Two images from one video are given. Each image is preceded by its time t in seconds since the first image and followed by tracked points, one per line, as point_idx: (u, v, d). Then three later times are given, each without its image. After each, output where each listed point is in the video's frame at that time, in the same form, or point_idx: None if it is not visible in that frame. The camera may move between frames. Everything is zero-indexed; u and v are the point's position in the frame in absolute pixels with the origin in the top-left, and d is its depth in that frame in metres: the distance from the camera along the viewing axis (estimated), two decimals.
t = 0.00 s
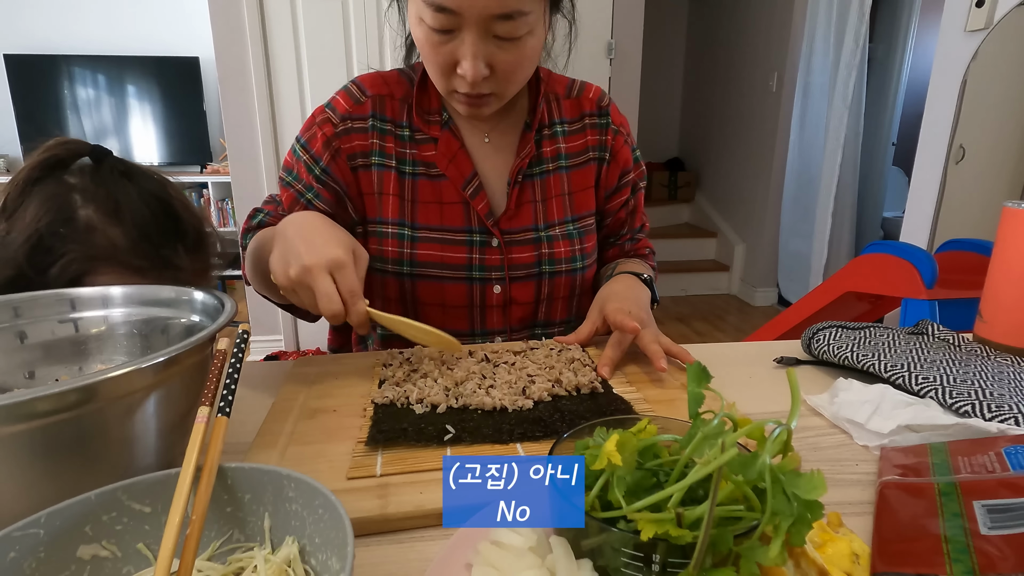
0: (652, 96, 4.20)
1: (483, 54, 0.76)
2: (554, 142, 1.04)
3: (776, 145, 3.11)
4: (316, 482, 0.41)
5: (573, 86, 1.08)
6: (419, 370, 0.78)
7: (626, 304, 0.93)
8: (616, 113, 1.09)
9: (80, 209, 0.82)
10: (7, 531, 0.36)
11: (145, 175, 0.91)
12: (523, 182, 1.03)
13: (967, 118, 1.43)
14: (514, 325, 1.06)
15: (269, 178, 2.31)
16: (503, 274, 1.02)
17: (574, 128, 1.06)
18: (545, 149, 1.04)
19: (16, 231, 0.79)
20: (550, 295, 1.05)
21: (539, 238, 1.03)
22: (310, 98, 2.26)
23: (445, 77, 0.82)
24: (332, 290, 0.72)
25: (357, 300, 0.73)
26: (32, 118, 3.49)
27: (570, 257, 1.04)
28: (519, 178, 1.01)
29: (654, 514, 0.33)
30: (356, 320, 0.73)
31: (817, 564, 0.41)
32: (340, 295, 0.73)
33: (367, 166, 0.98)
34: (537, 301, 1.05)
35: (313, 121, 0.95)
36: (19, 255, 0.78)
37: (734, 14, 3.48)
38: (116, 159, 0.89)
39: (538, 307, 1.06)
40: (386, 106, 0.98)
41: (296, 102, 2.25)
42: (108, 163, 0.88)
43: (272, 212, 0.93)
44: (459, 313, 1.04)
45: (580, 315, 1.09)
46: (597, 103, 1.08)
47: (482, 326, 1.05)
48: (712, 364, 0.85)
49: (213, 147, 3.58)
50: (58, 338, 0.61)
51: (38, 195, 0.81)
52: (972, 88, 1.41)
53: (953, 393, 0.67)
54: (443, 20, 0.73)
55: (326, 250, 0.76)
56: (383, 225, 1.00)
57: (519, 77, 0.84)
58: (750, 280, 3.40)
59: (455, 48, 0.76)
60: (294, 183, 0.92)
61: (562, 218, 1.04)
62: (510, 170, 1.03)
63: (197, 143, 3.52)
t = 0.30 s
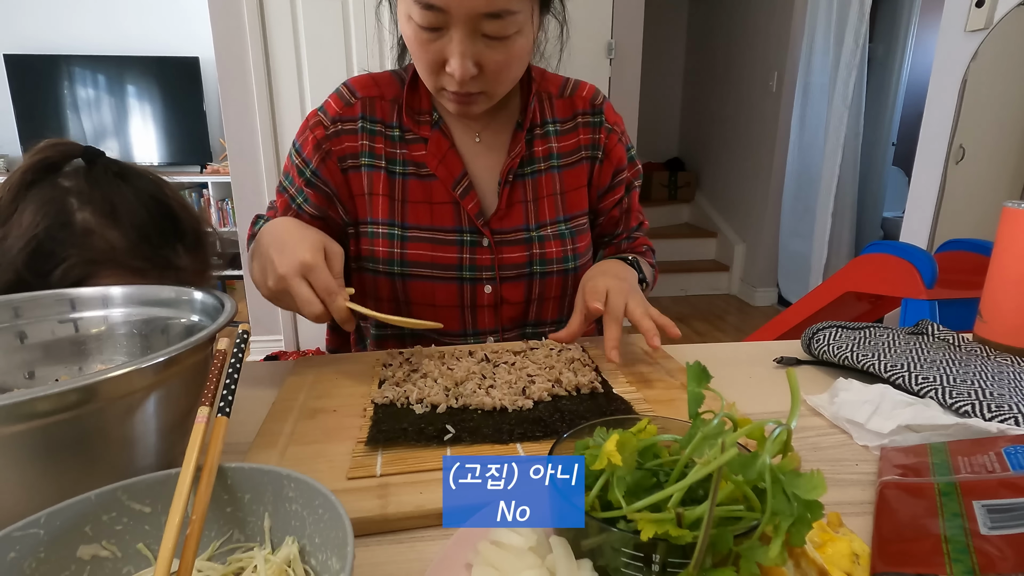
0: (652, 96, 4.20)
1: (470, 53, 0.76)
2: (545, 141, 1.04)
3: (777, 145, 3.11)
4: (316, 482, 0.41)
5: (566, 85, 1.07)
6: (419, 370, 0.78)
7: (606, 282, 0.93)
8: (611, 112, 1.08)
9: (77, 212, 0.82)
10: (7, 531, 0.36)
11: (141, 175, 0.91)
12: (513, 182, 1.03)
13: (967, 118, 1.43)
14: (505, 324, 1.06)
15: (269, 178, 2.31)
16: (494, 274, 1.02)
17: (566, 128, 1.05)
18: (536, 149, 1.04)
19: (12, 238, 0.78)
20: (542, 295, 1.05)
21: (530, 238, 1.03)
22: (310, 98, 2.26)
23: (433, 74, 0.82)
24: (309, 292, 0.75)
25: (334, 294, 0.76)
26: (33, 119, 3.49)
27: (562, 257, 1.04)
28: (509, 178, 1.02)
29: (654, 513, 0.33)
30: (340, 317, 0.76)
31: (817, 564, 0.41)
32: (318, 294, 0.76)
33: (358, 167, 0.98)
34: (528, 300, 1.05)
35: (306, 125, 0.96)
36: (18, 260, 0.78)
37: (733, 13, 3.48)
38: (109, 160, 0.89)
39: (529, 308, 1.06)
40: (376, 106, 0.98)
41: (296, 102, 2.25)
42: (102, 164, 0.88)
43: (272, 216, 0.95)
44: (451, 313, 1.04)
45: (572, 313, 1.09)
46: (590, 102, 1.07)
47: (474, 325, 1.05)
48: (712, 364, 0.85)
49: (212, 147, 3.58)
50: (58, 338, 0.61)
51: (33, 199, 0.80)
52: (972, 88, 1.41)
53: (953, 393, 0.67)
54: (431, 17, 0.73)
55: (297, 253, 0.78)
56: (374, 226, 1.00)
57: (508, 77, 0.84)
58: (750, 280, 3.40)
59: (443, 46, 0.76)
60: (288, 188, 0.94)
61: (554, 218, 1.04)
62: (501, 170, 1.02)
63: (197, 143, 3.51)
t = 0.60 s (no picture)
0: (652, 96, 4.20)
1: (475, 54, 0.76)
2: (544, 145, 1.03)
3: (777, 145, 3.10)
4: (316, 483, 0.41)
5: (566, 86, 1.07)
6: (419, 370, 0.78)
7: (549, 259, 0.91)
8: (610, 114, 1.07)
9: (72, 217, 0.82)
10: (7, 531, 0.36)
11: (135, 177, 0.91)
12: (513, 185, 1.03)
13: (967, 119, 1.43)
14: (503, 328, 1.05)
15: (269, 178, 2.31)
16: (492, 276, 1.02)
17: (565, 131, 1.05)
18: (535, 152, 1.03)
19: (8, 243, 0.78)
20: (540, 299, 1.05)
21: (529, 241, 1.03)
22: (310, 98, 2.26)
23: (436, 75, 0.82)
24: (303, 312, 0.84)
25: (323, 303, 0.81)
26: (33, 118, 3.49)
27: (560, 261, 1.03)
28: (509, 181, 1.02)
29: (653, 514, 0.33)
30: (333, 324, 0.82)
31: (817, 564, 0.41)
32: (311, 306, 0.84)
33: (354, 171, 0.98)
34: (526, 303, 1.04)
35: (308, 129, 0.99)
36: (14, 266, 0.78)
37: (734, 13, 3.48)
38: (104, 163, 0.89)
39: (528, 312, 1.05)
40: (373, 110, 0.99)
41: (296, 101, 2.25)
42: (97, 167, 0.87)
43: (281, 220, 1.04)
44: (448, 315, 1.03)
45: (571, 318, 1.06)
46: (589, 104, 1.06)
47: (472, 327, 1.04)
48: (713, 364, 0.85)
49: (213, 147, 3.58)
50: (58, 338, 0.61)
51: (28, 204, 0.80)
52: (972, 88, 1.41)
53: (953, 393, 0.67)
54: (437, 16, 0.72)
55: (289, 275, 0.86)
56: (371, 229, 1.01)
57: (510, 79, 0.84)
58: (750, 280, 3.40)
59: (448, 46, 0.76)
60: (292, 190, 1.02)
61: (552, 222, 1.04)
62: (500, 173, 1.03)
63: (197, 143, 3.52)
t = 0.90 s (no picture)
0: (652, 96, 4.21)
1: (473, 55, 0.76)
2: (554, 148, 1.03)
3: (777, 145, 3.11)
4: (316, 483, 0.41)
5: (580, 89, 1.06)
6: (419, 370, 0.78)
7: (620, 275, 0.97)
8: (624, 118, 1.06)
9: (75, 219, 0.82)
10: (7, 531, 0.36)
11: (138, 179, 0.91)
12: (520, 188, 1.02)
13: (967, 118, 1.43)
14: (504, 328, 1.06)
15: (269, 178, 2.31)
16: (495, 278, 1.01)
17: (576, 134, 1.04)
18: (545, 155, 1.03)
19: (10, 244, 0.78)
20: (542, 302, 1.05)
21: (534, 245, 1.02)
22: (310, 98, 2.26)
23: (436, 76, 0.82)
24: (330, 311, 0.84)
25: (356, 317, 0.80)
26: (33, 118, 3.49)
27: (565, 265, 1.03)
28: (516, 184, 1.01)
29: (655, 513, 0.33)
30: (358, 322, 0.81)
31: (817, 564, 0.41)
32: (337, 312, 0.83)
33: (363, 168, 0.99)
34: (528, 306, 1.05)
35: (323, 127, 1.01)
36: (15, 268, 0.78)
37: (733, 14, 3.48)
38: (107, 165, 0.89)
39: (529, 314, 1.06)
40: (384, 108, 0.99)
41: (296, 101, 2.25)
42: (100, 168, 0.87)
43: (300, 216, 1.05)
44: (450, 314, 1.04)
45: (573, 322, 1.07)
46: (603, 108, 1.05)
47: (474, 327, 1.04)
48: (713, 364, 0.85)
49: (212, 147, 3.58)
50: (58, 338, 0.61)
51: (30, 205, 0.80)
52: (973, 88, 1.41)
53: (953, 393, 0.67)
54: (433, 17, 0.72)
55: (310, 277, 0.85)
56: (377, 226, 1.01)
57: (510, 81, 0.84)
58: (750, 280, 3.40)
59: (446, 47, 0.76)
60: (308, 189, 1.03)
61: (558, 226, 1.03)
62: (508, 175, 1.02)
63: (197, 143, 3.52)
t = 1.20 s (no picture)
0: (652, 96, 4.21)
1: (488, 51, 0.76)
2: (573, 150, 1.03)
3: (777, 144, 3.11)
4: (315, 483, 0.41)
5: (598, 92, 1.05)
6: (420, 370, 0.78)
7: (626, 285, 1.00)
8: (640, 124, 1.06)
9: (81, 217, 0.82)
10: (7, 531, 0.36)
11: (144, 179, 0.91)
12: (540, 190, 1.02)
13: (967, 118, 1.43)
14: (517, 329, 1.06)
15: (269, 178, 2.31)
16: (511, 279, 1.01)
17: (595, 137, 1.04)
18: (564, 156, 1.02)
19: (14, 241, 0.78)
20: (557, 304, 1.05)
21: (551, 247, 1.02)
22: (310, 98, 2.26)
23: (451, 72, 0.82)
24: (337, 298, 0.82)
25: (371, 315, 0.80)
26: (33, 118, 3.49)
27: (581, 268, 1.03)
28: (536, 186, 1.01)
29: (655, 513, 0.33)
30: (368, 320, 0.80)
31: (817, 564, 0.41)
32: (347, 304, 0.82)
33: (381, 160, 0.98)
34: (543, 307, 1.05)
35: (337, 116, 0.98)
36: (18, 265, 0.77)
37: (734, 14, 3.48)
38: (114, 164, 0.89)
39: (543, 315, 1.06)
40: (404, 101, 0.99)
41: (296, 101, 2.25)
42: (107, 168, 0.87)
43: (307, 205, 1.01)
44: (464, 312, 1.04)
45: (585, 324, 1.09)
46: (621, 113, 1.05)
47: (487, 327, 1.04)
48: (713, 364, 0.85)
49: (212, 146, 3.58)
50: (58, 338, 0.61)
51: (36, 203, 0.80)
52: (973, 88, 1.41)
53: (953, 393, 0.67)
54: (449, 12, 0.73)
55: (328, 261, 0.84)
56: (394, 220, 1.00)
57: (526, 79, 0.84)
58: (750, 280, 3.40)
59: (461, 43, 0.76)
60: (317, 177, 0.99)
61: (575, 229, 1.03)
62: (528, 177, 1.02)
63: (197, 143, 3.52)
